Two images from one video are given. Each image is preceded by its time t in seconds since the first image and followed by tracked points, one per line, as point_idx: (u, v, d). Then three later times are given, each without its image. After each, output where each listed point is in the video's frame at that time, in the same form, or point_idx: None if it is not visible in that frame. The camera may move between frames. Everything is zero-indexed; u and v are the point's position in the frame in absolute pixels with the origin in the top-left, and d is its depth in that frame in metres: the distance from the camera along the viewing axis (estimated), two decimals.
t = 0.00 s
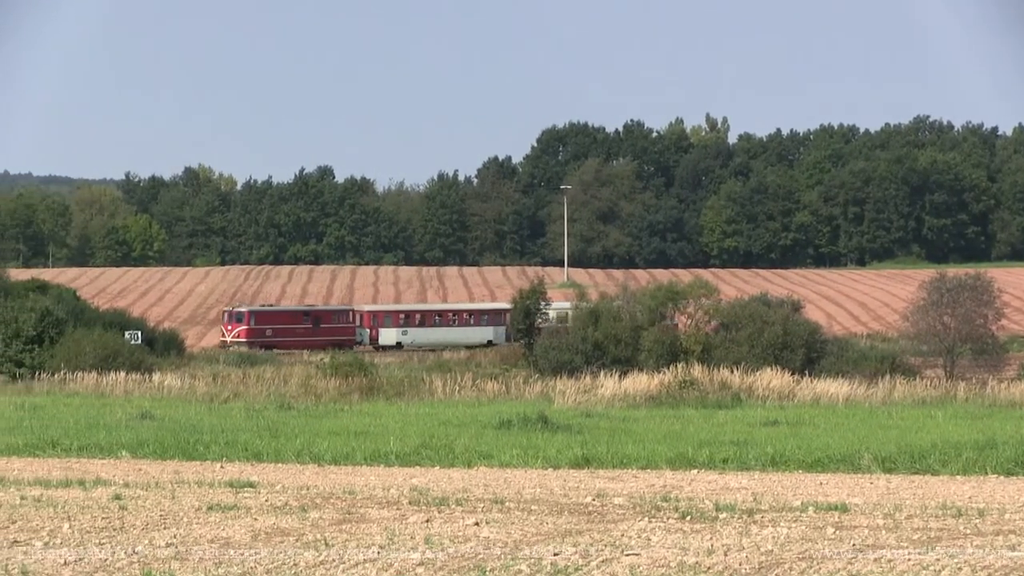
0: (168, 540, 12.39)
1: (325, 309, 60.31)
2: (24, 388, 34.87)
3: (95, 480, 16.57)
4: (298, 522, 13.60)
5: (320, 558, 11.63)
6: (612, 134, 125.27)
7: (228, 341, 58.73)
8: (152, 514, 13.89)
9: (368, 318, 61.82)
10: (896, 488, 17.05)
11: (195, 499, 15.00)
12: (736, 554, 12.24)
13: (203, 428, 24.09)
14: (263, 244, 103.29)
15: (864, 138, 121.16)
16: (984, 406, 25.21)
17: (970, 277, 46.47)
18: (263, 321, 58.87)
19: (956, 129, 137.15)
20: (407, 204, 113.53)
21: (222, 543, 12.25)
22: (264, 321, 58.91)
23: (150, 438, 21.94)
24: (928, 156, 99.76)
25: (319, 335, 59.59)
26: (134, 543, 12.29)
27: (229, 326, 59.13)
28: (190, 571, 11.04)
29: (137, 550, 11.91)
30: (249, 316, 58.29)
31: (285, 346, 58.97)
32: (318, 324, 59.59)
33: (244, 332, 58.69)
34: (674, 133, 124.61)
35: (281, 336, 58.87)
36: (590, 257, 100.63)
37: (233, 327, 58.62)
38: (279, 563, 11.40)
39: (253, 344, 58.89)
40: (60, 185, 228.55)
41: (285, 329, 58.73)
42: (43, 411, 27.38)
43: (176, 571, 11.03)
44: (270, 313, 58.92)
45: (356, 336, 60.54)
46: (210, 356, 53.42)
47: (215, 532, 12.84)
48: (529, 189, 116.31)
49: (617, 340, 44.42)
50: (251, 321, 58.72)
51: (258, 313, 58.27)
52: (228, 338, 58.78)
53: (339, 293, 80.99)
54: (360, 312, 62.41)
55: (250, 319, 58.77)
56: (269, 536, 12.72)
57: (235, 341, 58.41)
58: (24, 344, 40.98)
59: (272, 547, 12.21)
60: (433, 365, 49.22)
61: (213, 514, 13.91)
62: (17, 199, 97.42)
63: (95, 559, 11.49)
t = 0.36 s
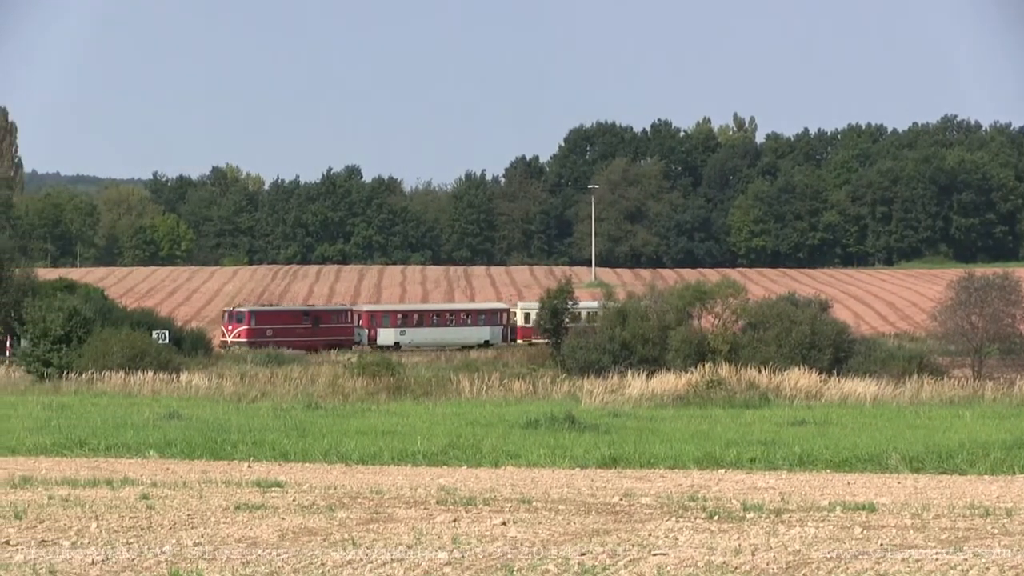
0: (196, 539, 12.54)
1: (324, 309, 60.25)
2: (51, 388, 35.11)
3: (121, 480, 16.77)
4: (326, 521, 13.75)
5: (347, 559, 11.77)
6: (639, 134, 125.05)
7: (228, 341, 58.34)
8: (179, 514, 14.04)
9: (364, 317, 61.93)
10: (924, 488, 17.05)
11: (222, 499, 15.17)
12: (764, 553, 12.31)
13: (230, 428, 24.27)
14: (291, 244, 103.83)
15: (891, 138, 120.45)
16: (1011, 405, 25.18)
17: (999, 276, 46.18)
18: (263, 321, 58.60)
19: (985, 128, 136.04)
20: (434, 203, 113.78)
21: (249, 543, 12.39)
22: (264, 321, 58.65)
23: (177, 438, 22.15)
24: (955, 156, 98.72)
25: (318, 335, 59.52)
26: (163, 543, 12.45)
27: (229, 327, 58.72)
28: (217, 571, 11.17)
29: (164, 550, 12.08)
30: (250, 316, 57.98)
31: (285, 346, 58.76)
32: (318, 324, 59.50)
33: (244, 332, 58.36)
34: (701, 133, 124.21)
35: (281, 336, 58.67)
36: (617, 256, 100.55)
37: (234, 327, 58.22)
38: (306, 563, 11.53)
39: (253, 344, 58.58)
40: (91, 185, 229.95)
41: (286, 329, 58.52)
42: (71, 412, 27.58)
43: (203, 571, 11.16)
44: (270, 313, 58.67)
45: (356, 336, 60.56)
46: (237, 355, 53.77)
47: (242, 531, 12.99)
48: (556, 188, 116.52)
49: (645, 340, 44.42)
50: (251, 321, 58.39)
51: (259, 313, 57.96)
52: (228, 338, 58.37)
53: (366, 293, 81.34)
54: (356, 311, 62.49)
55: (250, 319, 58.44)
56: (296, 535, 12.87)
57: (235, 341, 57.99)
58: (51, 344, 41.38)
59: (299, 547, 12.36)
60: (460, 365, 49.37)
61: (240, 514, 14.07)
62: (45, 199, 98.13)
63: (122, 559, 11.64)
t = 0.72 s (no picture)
0: (225, 539, 12.72)
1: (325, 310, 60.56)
2: (81, 388, 35.48)
3: (151, 480, 17.03)
4: (356, 521, 13.93)
5: (376, 558, 11.93)
6: (669, 134, 124.79)
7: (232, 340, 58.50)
8: (209, 513, 14.24)
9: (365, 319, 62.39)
10: (954, 488, 17.07)
11: (251, 499, 15.37)
12: (793, 554, 12.38)
13: (260, 428, 24.51)
14: (320, 244, 104.66)
15: (921, 138, 119.70)
16: None
17: None
18: (267, 321, 58.86)
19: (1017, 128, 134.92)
20: (463, 203, 114.00)
21: (278, 543, 12.57)
22: (267, 321, 58.92)
23: (206, 438, 22.43)
24: (986, 156, 97.97)
25: (321, 335, 59.80)
26: (192, 542, 12.63)
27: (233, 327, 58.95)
28: (247, 571, 11.33)
29: (194, 549, 12.26)
30: (254, 316, 58.26)
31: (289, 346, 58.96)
32: (320, 325, 59.79)
33: (248, 332, 58.55)
34: (730, 133, 123.80)
35: (285, 336, 58.92)
36: (647, 257, 100.48)
37: (238, 327, 58.39)
38: (336, 563, 11.70)
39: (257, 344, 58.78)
40: (116, 184, 231.26)
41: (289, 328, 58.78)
42: (101, 411, 27.93)
43: (233, 571, 11.31)
44: (273, 314, 58.97)
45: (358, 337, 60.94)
46: (267, 356, 54.15)
47: (272, 532, 13.18)
48: (586, 188, 116.54)
49: (675, 339, 44.44)
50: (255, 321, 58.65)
51: (262, 312, 58.20)
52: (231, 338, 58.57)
53: (395, 293, 81.75)
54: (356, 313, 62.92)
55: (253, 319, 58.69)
56: (325, 535, 13.05)
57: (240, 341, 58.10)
58: (81, 344, 41.69)
59: (329, 546, 12.55)
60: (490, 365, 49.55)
61: (270, 514, 14.26)
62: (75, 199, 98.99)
63: (152, 559, 11.81)
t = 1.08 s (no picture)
0: (256, 540, 12.93)
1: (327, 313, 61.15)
2: (114, 388, 36.04)
3: (184, 481, 17.37)
4: (388, 522, 14.16)
5: (407, 558, 12.11)
6: (700, 134, 124.46)
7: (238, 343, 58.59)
8: (242, 514, 14.49)
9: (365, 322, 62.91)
10: (986, 489, 17.11)
11: (283, 500, 15.65)
12: (824, 554, 12.51)
13: (291, 429, 24.84)
14: (351, 245, 104.93)
15: (953, 138, 118.85)
16: None
17: None
18: (273, 323, 59.11)
19: None
20: (494, 204, 114.21)
21: (309, 544, 12.78)
22: (273, 324, 59.17)
23: (239, 438, 22.78)
24: (1017, 157, 97.42)
25: (326, 336, 60.27)
26: (224, 543, 12.85)
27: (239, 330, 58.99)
28: (276, 571, 11.52)
29: (225, 550, 12.45)
30: (260, 317, 58.51)
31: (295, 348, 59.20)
32: (324, 326, 60.31)
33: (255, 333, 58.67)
34: (761, 133, 123.38)
35: (291, 337, 59.20)
36: (678, 258, 100.48)
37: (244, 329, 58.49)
38: (368, 563, 11.92)
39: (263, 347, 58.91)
40: (143, 185, 234.02)
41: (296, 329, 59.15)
42: (132, 412, 28.56)
43: (264, 571, 11.51)
44: (279, 316, 59.29)
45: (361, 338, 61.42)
46: (297, 356, 54.62)
47: (303, 532, 13.39)
48: (617, 189, 116.52)
49: (706, 340, 44.49)
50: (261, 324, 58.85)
51: (269, 313, 58.51)
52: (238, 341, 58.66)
53: (426, 294, 82.21)
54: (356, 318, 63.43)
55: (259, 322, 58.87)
56: (356, 536, 13.25)
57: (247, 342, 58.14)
58: (113, 345, 42.03)
59: (360, 546, 12.81)
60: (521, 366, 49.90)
61: (302, 515, 14.49)
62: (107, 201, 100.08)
63: (183, 559, 12.01)
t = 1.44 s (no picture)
0: (285, 540, 13.06)
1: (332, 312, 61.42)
2: (142, 388, 36.49)
3: (212, 481, 17.63)
4: (416, 522, 14.33)
5: (435, 559, 12.25)
6: (728, 135, 124.11)
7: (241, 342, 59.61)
8: (270, 514, 14.65)
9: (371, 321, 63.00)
10: (1015, 489, 17.16)
11: (311, 500, 15.84)
12: (853, 555, 12.60)
13: (319, 429, 25.11)
14: (379, 245, 105.45)
15: (981, 138, 118.10)
16: None
17: None
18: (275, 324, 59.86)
19: None
20: (522, 205, 114.32)
21: (337, 544, 12.93)
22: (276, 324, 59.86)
23: (267, 439, 23.07)
24: None
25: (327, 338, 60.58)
26: (253, 542, 13.00)
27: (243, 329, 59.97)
28: (305, 571, 11.64)
29: (254, 550, 12.57)
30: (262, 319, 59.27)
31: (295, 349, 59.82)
32: (326, 327, 60.58)
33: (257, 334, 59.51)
34: (789, 134, 122.99)
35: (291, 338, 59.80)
36: (706, 258, 100.43)
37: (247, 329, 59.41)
38: (396, 564, 12.07)
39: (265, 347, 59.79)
40: (169, 186, 236.09)
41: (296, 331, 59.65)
42: (161, 412, 28.97)
43: (292, 571, 11.63)
44: (281, 317, 59.90)
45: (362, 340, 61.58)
46: (325, 356, 54.96)
47: (331, 532, 13.54)
48: (645, 189, 116.42)
49: (734, 340, 44.49)
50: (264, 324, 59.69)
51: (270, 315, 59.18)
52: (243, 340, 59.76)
53: (455, 293, 82.54)
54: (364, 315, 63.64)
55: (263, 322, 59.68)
56: (384, 537, 13.39)
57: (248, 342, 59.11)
58: (141, 345, 42.50)
59: (388, 546, 12.99)
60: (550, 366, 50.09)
61: (330, 515, 14.66)
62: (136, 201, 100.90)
63: (211, 559, 12.12)
